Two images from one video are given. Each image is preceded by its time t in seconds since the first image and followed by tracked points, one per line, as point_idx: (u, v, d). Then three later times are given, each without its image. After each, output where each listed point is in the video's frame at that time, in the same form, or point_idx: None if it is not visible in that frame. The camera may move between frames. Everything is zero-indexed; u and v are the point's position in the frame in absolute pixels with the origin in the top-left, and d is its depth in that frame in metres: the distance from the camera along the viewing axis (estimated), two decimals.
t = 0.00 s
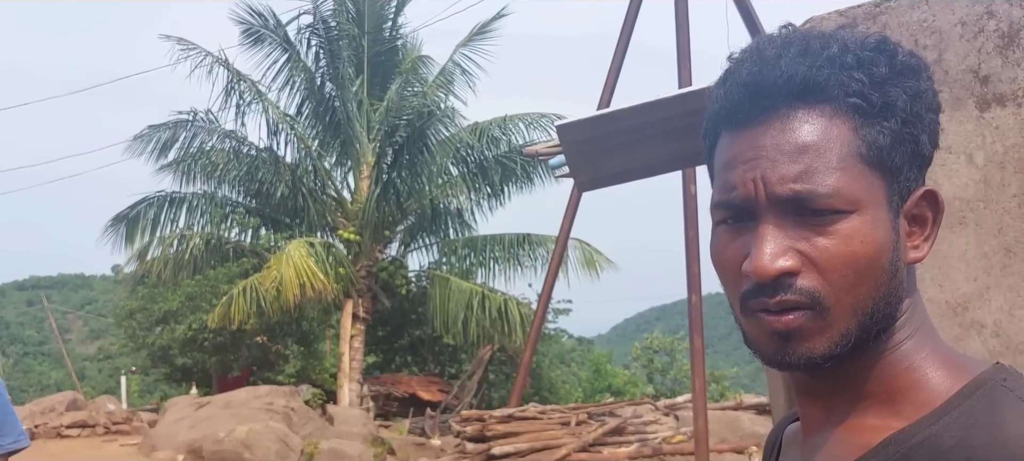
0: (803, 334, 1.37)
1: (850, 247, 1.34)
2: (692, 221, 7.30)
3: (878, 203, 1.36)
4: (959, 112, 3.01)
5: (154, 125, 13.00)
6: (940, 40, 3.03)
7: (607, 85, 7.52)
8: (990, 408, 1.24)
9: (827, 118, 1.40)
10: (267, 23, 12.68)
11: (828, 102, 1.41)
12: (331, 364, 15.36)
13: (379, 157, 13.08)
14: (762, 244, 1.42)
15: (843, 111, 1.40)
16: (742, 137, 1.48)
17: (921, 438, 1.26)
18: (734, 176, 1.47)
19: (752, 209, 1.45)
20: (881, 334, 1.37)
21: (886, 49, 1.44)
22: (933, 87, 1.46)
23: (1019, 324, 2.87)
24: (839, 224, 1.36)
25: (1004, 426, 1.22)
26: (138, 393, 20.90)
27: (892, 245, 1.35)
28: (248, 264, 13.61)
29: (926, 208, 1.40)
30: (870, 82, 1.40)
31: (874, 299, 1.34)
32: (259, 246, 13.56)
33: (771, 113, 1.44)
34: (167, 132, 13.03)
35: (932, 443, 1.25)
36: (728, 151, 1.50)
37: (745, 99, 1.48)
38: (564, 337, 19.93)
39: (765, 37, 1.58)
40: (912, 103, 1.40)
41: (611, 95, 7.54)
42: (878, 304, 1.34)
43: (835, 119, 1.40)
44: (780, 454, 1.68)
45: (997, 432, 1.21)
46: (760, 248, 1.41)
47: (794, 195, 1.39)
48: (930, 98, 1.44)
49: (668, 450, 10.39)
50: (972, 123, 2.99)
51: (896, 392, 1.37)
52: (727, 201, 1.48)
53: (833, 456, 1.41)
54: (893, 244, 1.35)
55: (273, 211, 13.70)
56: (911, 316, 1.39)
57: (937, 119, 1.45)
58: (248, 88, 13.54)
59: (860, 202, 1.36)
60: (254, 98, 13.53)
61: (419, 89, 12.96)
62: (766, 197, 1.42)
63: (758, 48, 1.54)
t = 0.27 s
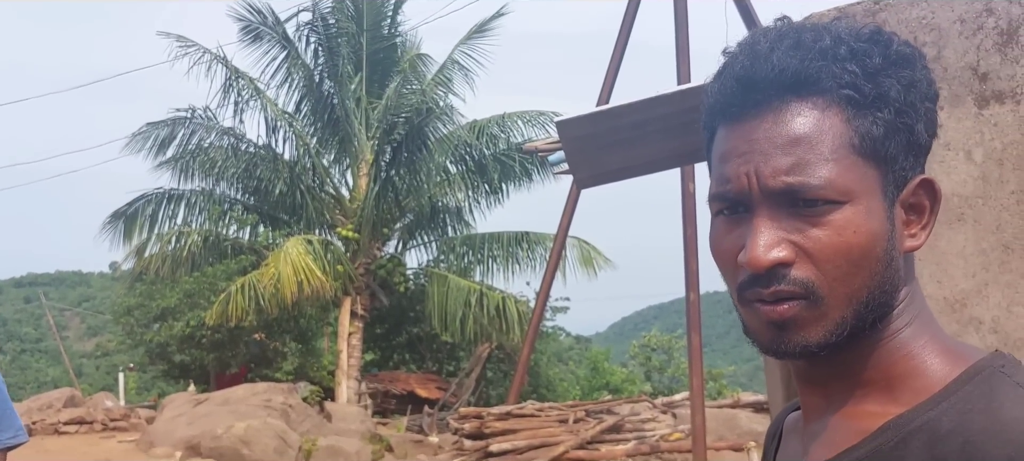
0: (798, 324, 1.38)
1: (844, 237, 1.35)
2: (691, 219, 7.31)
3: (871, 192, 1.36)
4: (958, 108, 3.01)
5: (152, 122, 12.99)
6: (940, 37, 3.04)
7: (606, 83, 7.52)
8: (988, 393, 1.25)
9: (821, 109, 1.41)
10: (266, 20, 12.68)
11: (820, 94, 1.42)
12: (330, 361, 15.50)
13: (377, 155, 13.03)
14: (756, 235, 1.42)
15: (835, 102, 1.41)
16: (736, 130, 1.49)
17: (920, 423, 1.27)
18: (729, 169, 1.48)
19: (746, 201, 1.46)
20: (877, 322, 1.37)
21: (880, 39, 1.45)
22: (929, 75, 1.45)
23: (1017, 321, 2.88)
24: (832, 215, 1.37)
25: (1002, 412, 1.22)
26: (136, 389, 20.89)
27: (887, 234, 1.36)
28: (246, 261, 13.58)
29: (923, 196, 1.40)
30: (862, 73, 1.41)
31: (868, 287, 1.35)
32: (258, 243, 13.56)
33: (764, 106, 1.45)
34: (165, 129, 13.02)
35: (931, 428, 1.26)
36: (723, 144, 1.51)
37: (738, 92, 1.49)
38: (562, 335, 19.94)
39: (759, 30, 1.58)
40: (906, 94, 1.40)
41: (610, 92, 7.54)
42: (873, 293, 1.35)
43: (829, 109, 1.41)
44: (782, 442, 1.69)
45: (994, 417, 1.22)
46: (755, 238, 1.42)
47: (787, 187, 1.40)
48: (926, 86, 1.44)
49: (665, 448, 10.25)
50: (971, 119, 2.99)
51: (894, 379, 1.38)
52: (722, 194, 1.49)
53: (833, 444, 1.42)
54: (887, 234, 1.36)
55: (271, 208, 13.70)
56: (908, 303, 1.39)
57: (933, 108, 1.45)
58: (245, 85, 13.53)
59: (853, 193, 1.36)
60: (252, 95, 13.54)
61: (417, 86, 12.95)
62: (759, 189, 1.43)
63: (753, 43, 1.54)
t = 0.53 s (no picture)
0: (808, 325, 1.37)
1: (854, 238, 1.34)
2: (690, 219, 7.30)
3: (882, 192, 1.35)
4: (961, 108, 3.00)
5: (150, 120, 12.97)
6: (943, 36, 3.02)
7: (605, 82, 7.51)
8: (1004, 396, 1.24)
9: (831, 109, 1.40)
10: (265, 18, 12.65)
11: (829, 94, 1.40)
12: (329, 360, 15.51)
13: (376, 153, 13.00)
14: (765, 236, 1.41)
15: (845, 102, 1.39)
16: (746, 130, 1.48)
17: (935, 426, 1.26)
18: (738, 170, 1.47)
19: (755, 202, 1.45)
20: (889, 324, 1.36)
21: (892, 37, 1.43)
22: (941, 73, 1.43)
23: (1020, 321, 2.87)
24: (842, 216, 1.35)
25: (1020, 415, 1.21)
26: (134, 387, 20.86)
27: (898, 234, 1.34)
28: (245, 259, 13.56)
29: (936, 197, 1.38)
30: (873, 72, 1.39)
31: (879, 288, 1.34)
32: (256, 241, 13.54)
33: (773, 106, 1.44)
34: (164, 127, 12.99)
35: (945, 431, 1.25)
36: (732, 143, 1.50)
37: (746, 94, 1.48)
38: (560, 334, 19.92)
39: (767, 29, 1.57)
40: (918, 93, 1.38)
41: (609, 90, 7.53)
42: (885, 294, 1.34)
43: (838, 110, 1.39)
44: (793, 442, 1.68)
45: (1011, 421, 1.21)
46: (765, 238, 1.41)
47: (796, 188, 1.39)
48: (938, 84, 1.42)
49: (665, 447, 10.28)
50: (975, 119, 2.98)
51: (908, 381, 1.36)
52: (731, 194, 1.48)
53: (846, 446, 1.42)
54: (898, 234, 1.34)
55: (270, 206, 13.69)
56: (921, 304, 1.38)
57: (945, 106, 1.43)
58: (244, 83, 13.51)
59: (863, 193, 1.35)
60: (250, 93, 13.51)
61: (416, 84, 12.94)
62: (769, 190, 1.41)
63: (762, 42, 1.53)
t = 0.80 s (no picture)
0: (869, 316, 1.36)
1: (916, 228, 1.32)
2: (721, 212, 7.25)
3: (945, 180, 1.34)
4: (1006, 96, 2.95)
5: (183, 118, 13.13)
6: (984, 23, 2.97)
7: (634, 75, 7.48)
8: None
9: (889, 97, 1.39)
10: (294, 16, 12.75)
11: (889, 83, 1.39)
12: (360, 354, 15.67)
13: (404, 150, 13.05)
14: (824, 227, 1.41)
15: (904, 91, 1.38)
16: (804, 121, 1.47)
17: (1003, 418, 1.24)
18: (795, 160, 1.46)
19: (814, 193, 1.44)
20: (952, 314, 1.35)
21: (950, 25, 1.42)
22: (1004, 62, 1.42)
23: None
24: (903, 206, 1.34)
25: None
26: (168, 382, 21.15)
27: (963, 223, 1.33)
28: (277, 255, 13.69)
29: (1000, 187, 1.36)
30: (932, 60, 1.38)
31: (943, 277, 1.32)
32: (287, 237, 13.67)
33: (830, 98, 1.43)
34: (196, 125, 13.14)
35: (1014, 422, 1.23)
36: (788, 135, 1.49)
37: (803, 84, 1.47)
38: (588, 329, 19.90)
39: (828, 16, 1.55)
40: (979, 81, 1.37)
41: (638, 84, 7.51)
42: (948, 284, 1.32)
43: (897, 99, 1.38)
44: (851, 434, 1.67)
45: None
46: (824, 230, 1.40)
47: (856, 177, 1.38)
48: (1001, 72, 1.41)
49: (696, 441, 10.35)
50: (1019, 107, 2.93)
51: (972, 373, 1.35)
52: (789, 185, 1.47)
53: (908, 438, 1.41)
54: (962, 223, 1.33)
55: (301, 202, 13.80)
56: (986, 293, 1.36)
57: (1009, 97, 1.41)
58: (274, 80, 13.61)
59: (924, 182, 1.33)
60: (281, 90, 13.61)
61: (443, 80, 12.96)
62: (827, 181, 1.41)
63: (819, 30, 1.52)
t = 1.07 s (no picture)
0: (970, 270, 1.32)
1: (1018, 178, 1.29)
2: (791, 187, 7.13)
3: None
4: None
5: (252, 111, 13.43)
6: None
7: (698, 50, 7.38)
8: None
9: (986, 45, 1.36)
10: (355, 7, 12.88)
11: (986, 30, 1.36)
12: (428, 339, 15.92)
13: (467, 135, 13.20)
14: (922, 182, 1.38)
15: (1002, 38, 1.35)
16: (895, 75, 1.45)
17: None
18: (888, 115, 1.44)
19: (909, 147, 1.42)
20: None
21: None
22: None
23: None
24: (1003, 157, 1.32)
25: None
26: (245, 370, 21.77)
27: None
28: (346, 243, 13.96)
29: None
30: None
31: None
32: (356, 226, 13.96)
33: (923, 47, 1.41)
34: (264, 118, 13.43)
35: None
36: (879, 89, 1.47)
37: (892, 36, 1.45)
38: (656, 310, 19.77)
39: None
40: None
41: (702, 59, 7.41)
42: None
43: (995, 47, 1.35)
44: (946, 394, 1.64)
45: None
46: (921, 184, 1.38)
47: (953, 129, 1.35)
48: None
49: (769, 420, 10.27)
50: None
51: None
52: (882, 140, 1.45)
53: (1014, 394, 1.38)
54: None
55: (367, 191, 14.04)
56: None
57: None
58: (338, 71, 13.82)
59: None
60: (345, 81, 13.82)
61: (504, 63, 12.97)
62: (922, 133, 1.38)
63: None
